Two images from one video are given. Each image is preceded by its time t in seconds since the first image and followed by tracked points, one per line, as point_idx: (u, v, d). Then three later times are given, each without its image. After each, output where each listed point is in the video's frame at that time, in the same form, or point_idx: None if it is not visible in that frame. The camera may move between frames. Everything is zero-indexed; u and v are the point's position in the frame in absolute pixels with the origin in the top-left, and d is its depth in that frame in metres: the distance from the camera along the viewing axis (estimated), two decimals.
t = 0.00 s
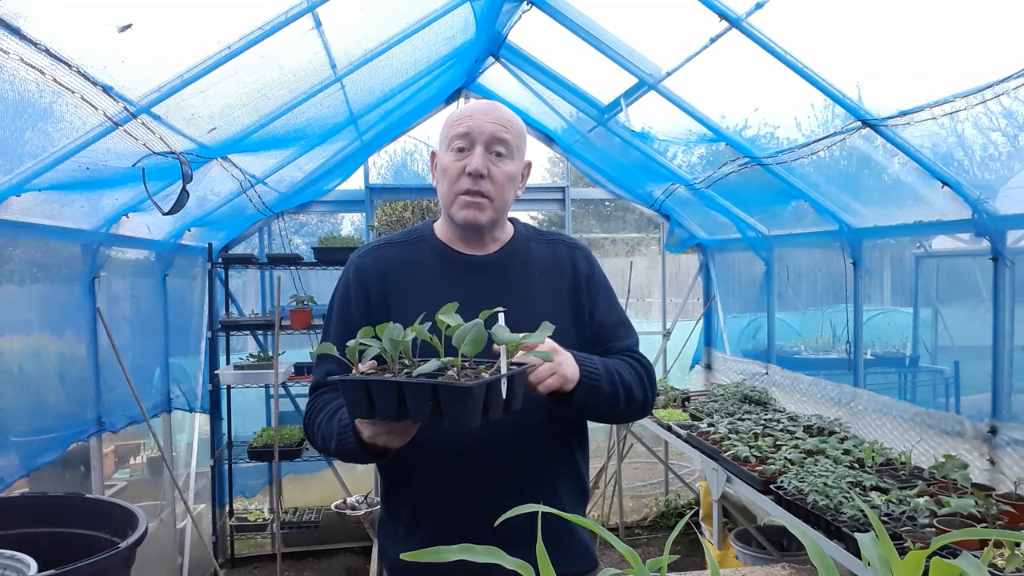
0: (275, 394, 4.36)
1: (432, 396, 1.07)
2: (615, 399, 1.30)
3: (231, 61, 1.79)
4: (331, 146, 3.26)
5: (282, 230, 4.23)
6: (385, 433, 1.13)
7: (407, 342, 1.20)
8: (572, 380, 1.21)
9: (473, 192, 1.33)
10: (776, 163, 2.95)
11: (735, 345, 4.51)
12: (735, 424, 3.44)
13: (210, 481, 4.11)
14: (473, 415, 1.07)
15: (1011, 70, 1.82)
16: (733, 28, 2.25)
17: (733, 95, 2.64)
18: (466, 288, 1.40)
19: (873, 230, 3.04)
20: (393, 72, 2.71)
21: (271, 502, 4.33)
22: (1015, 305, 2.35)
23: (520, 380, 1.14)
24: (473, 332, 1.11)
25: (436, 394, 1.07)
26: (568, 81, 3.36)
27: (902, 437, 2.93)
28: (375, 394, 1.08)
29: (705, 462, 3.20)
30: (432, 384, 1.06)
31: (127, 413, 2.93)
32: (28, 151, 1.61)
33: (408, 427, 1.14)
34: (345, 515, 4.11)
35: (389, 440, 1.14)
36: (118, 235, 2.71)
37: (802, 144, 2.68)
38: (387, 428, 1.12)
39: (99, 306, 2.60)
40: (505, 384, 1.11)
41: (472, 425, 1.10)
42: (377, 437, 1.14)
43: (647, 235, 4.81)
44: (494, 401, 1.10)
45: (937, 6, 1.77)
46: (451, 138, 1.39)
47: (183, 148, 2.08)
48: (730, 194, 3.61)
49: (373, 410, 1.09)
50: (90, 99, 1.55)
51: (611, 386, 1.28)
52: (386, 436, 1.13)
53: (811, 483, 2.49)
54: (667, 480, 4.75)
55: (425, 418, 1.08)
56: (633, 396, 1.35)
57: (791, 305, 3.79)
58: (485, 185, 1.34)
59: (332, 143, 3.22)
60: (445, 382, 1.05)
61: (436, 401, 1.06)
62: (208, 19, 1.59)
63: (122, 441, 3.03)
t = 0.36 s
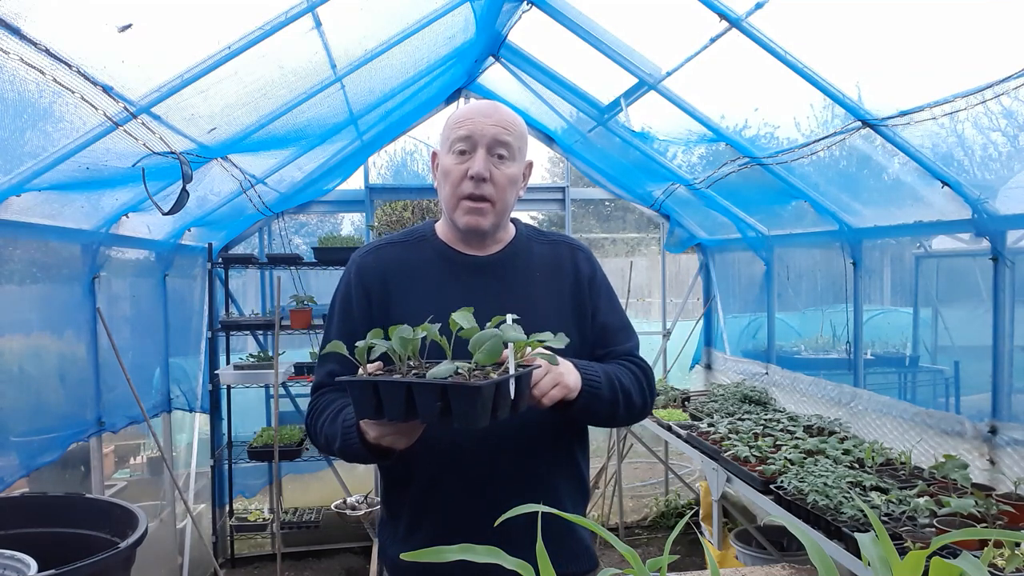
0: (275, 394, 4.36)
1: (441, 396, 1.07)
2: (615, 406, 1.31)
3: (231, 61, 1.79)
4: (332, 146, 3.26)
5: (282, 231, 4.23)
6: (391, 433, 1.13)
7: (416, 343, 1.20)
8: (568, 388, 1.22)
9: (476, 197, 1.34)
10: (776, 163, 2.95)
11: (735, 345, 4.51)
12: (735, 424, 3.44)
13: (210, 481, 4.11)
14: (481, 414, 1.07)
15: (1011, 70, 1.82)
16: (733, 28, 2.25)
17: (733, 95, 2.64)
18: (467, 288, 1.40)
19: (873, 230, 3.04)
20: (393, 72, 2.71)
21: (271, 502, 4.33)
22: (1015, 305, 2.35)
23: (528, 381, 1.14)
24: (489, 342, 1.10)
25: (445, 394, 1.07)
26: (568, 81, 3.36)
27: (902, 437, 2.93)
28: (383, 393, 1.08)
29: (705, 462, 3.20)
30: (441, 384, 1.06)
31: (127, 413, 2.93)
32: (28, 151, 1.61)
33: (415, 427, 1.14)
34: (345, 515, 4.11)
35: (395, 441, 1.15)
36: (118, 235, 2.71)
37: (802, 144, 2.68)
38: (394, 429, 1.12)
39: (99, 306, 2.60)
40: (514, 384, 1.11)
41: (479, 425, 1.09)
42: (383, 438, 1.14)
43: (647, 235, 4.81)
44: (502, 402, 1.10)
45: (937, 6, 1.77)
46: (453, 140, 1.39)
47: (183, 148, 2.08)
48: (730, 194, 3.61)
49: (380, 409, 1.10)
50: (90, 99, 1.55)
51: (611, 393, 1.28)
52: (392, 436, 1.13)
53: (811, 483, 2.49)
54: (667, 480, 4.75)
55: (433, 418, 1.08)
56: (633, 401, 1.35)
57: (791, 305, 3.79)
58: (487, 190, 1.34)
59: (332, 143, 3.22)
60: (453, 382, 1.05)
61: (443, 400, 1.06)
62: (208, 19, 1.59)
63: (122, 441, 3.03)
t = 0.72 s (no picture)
0: (275, 394, 4.36)
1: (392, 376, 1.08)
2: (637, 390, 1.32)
3: (231, 61, 1.79)
4: (331, 146, 3.26)
5: (282, 231, 4.24)
6: (357, 418, 1.14)
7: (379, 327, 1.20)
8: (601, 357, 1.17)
9: (478, 197, 1.34)
10: (776, 163, 2.95)
11: (735, 345, 4.51)
12: (735, 424, 3.45)
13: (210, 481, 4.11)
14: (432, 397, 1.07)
15: (1011, 70, 1.82)
16: (733, 28, 2.25)
17: (733, 96, 2.64)
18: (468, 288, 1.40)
19: (873, 230, 3.04)
20: (393, 72, 2.71)
21: (271, 502, 4.33)
22: (1015, 305, 2.35)
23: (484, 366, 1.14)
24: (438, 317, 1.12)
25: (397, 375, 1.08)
26: (568, 81, 3.36)
27: (902, 437, 2.93)
28: (341, 374, 1.10)
29: (705, 462, 3.20)
30: (391, 364, 1.06)
31: (127, 413, 2.93)
32: (28, 151, 1.61)
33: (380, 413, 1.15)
34: (345, 515, 4.11)
35: (362, 426, 1.16)
36: (118, 235, 2.71)
37: (802, 144, 2.68)
38: (359, 413, 1.13)
39: (99, 306, 2.60)
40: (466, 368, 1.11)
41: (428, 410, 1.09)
42: (350, 423, 1.15)
43: (647, 235, 4.81)
44: (454, 386, 1.10)
45: (937, 6, 1.77)
46: (456, 140, 1.39)
47: (183, 148, 2.08)
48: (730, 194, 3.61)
49: (339, 392, 1.11)
50: (90, 99, 1.55)
51: (637, 374, 1.30)
52: (358, 421, 1.14)
53: (811, 483, 2.49)
54: (667, 480, 4.75)
55: (382, 400, 1.08)
56: (651, 392, 1.36)
57: (791, 305, 3.79)
58: (489, 190, 1.34)
59: (332, 143, 3.22)
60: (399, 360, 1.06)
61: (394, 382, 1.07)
62: (208, 19, 1.59)
63: (122, 441, 3.03)
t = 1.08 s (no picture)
0: (275, 394, 4.36)
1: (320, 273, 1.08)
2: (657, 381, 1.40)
3: (231, 61, 1.79)
4: (331, 146, 3.26)
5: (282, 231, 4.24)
6: (302, 348, 1.14)
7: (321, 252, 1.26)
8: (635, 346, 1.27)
9: (480, 196, 1.34)
10: (776, 163, 2.95)
11: (735, 345, 4.51)
12: (735, 424, 3.45)
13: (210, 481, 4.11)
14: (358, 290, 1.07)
15: (1011, 70, 1.82)
16: (733, 28, 2.25)
17: (733, 96, 2.64)
18: (469, 286, 1.39)
19: (873, 230, 3.04)
20: (393, 72, 2.71)
21: (271, 502, 4.33)
22: (1015, 305, 2.35)
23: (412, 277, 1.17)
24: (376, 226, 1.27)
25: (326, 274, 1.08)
26: (568, 81, 3.36)
27: (902, 437, 2.93)
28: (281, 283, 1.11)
29: (705, 462, 3.20)
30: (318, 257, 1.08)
31: (127, 413, 2.93)
32: (28, 151, 1.61)
33: (327, 343, 1.14)
34: (345, 515, 4.12)
35: (307, 360, 1.13)
36: (118, 235, 2.71)
37: (802, 144, 2.68)
38: (302, 340, 1.13)
39: (99, 306, 2.60)
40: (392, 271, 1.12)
41: (353, 304, 1.08)
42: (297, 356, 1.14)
43: (646, 235, 4.82)
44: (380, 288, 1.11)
45: (936, 6, 1.77)
46: (459, 140, 1.39)
47: (183, 148, 2.08)
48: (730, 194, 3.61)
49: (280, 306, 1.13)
50: (90, 99, 1.55)
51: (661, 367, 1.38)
52: (302, 350, 1.13)
53: (811, 483, 2.49)
54: (667, 480, 4.75)
55: (311, 295, 1.07)
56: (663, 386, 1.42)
57: (791, 305, 3.79)
58: (491, 189, 1.34)
59: (332, 143, 3.22)
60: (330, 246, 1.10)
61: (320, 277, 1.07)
62: (208, 18, 1.59)
63: (122, 441, 3.03)
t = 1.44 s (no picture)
0: (275, 394, 4.36)
1: (352, 357, 1.06)
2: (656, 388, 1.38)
3: (231, 61, 1.79)
4: (331, 146, 3.26)
5: (282, 231, 4.24)
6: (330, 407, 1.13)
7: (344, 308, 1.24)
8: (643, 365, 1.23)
9: (474, 199, 1.34)
10: (776, 163, 2.95)
11: (735, 345, 4.51)
12: (735, 424, 3.45)
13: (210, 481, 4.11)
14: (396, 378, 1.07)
15: (1011, 70, 1.82)
16: (733, 28, 2.25)
17: (733, 96, 2.64)
18: (469, 286, 1.39)
19: (873, 230, 3.04)
20: (393, 72, 2.71)
21: (271, 502, 4.33)
22: (1015, 305, 2.35)
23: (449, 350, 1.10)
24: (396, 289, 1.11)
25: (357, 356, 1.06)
26: (568, 81, 3.36)
27: (902, 437, 2.93)
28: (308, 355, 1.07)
29: (705, 462, 3.20)
30: (350, 342, 1.04)
31: (127, 413, 2.93)
32: (28, 151, 1.61)
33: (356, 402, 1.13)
34: (345, 515, 4.13)
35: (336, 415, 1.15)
36: (118, 235, 2.71)
37: (802, 144, 2.68)
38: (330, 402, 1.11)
39: (99, 306, 2.60)
40: (429, 353, 1.07)
41: (390, 390, 1.09)
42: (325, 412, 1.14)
43: (646, 235, 4.82)
44: (417, 369, 1.08)
45: (936, 6, 1.77)
46: (457, 141, 1.40)
47: (183, 148, 2.08)
48: (730, 194, 3.61)
49: (306, 375, 1.07)
50: (90, 99, 1.55)
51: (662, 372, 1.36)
52: (331, 410, 1.13)
53: (811, 483, 2.49)
54: (667, 480, 4.75)
55: (346, 380, 1.06)
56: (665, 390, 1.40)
57: (791, 305, 3.79)
58: (485, 192, 1.34)
59: (333, 143, 3.22)
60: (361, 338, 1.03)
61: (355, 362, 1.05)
62: (208, 18, 1.59)
63: (122, 441, 3.03)
